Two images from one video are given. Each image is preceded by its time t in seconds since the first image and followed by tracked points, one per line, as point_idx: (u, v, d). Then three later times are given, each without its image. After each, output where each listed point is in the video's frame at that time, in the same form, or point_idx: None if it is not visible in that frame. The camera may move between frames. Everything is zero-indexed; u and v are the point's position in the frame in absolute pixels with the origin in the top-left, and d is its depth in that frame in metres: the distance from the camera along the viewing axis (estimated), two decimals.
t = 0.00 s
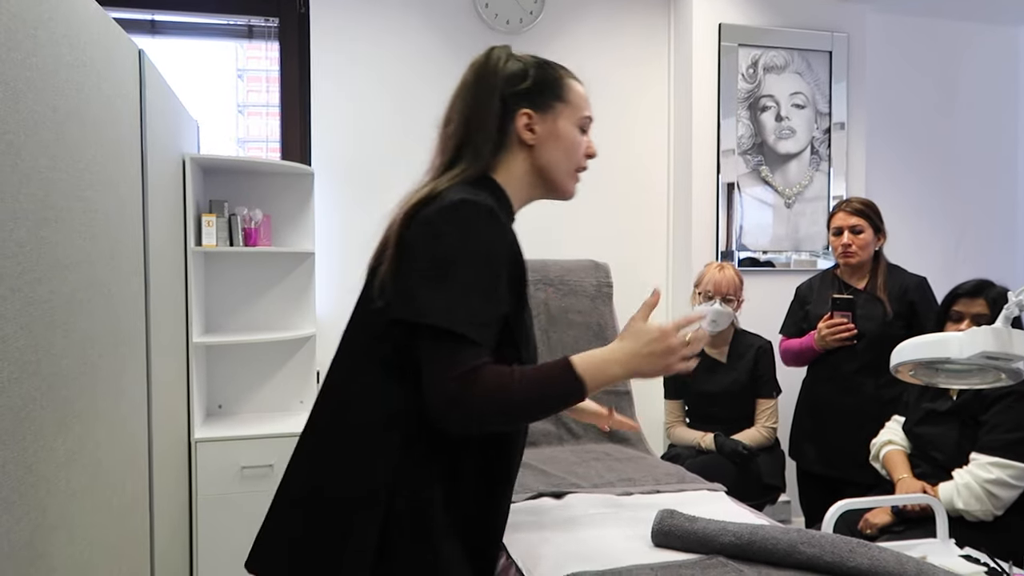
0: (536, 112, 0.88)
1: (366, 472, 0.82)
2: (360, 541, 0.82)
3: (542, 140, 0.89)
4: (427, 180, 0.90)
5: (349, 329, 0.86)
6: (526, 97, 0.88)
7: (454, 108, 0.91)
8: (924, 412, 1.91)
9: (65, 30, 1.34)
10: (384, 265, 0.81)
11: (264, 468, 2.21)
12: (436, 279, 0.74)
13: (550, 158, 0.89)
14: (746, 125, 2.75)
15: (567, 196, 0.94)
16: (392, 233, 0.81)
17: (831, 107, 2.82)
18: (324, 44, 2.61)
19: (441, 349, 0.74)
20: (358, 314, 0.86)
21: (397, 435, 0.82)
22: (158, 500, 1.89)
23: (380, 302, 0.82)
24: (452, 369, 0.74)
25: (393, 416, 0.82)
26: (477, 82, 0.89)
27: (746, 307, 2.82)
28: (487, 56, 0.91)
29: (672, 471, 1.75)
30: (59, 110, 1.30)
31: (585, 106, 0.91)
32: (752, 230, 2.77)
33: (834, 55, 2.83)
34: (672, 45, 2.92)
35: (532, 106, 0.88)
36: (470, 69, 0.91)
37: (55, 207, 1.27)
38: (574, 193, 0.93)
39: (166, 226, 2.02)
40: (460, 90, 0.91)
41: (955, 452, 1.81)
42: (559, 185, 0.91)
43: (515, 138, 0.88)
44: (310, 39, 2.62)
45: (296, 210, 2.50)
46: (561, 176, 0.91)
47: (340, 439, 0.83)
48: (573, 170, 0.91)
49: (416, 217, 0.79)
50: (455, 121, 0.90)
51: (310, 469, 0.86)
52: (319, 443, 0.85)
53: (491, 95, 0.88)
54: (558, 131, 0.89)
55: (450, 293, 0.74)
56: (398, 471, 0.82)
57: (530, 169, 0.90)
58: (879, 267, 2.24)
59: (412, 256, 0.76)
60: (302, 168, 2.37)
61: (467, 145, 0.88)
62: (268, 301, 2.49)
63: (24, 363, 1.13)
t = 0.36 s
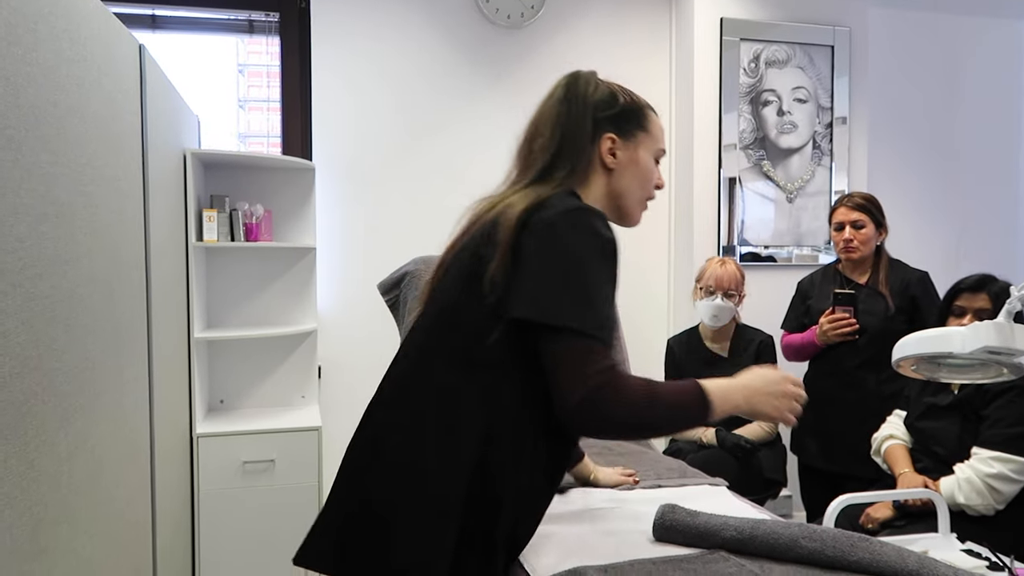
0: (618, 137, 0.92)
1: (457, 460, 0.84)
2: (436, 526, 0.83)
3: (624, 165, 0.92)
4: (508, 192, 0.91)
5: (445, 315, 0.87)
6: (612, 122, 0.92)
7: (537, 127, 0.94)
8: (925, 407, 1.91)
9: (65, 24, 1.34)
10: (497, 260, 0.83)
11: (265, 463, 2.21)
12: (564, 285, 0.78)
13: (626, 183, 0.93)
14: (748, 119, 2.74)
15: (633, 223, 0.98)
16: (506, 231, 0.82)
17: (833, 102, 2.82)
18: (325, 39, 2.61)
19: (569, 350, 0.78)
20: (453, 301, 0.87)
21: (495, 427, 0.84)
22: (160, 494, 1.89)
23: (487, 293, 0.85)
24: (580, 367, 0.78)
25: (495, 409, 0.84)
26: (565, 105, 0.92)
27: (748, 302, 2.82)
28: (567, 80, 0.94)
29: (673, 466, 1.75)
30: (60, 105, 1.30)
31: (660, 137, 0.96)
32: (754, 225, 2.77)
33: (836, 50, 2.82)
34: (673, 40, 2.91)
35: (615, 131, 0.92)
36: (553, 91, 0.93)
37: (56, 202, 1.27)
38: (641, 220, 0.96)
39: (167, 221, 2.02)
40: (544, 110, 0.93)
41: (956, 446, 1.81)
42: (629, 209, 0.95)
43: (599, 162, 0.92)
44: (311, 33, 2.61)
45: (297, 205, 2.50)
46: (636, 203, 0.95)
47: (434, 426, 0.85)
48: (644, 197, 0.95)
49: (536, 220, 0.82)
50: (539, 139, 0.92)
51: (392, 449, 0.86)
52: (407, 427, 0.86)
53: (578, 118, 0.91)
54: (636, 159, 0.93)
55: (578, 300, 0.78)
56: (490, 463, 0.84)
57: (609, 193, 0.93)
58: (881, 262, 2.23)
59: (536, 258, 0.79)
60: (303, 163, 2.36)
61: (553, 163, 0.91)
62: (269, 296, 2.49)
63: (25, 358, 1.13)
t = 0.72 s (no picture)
0: (694, 192, 1.07)
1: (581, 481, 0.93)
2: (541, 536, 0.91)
3: (692, 215, 1.08)
4: (605, 227, 1.02)
5: (568, 337, 0.94)
6: (688, 178, 1.07)
7: (626, 168, 1.05)
8: (928, 404, 1.91)
9: (68, 21, 1.34)
10: (645, 307, 0.93)
11: (269, 459, 2.21)
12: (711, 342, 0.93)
13: (694, 232, 1.09)
14: (751, 116, 2.74)
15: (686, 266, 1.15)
16: (659, 283, 0.92)
17: (837, 98, 2.81)
18: (327, 35, 2.60)
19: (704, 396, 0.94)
20: (586, 329, 0.94)
21: (606, 446, 0.95)
22: (163, 490, 1.89)
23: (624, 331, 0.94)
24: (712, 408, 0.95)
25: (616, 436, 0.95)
26: (655, 154, 1.04)
27: (751, 299, 2.82)
28: (649, 130, 1.07)
29: (677, 463, 1.75)
30: (64, 101, 1.30)
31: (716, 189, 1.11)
32: (757, 222, 2.76)
33: (840, 46, 2.81)
34: (677, 36, 2.90)
35: (691, 186, 1.07)
36: (641, 141, 1.05)
37: (61, 199, 1.27)
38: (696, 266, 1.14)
39: (170, 218, 2.02)
40: (632, 155, 1.05)
41: (959, 443, 1.82)
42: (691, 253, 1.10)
43: (678, 211, 1.06)
44: (313, 30, 2.61)
45: (301, 202, 2.50)
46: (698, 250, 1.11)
47: (564, 449, 0.92)
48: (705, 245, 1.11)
49: (681, 277, 0.94)
50: (631, 181, 1.03)
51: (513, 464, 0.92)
52: (521, 440, 0.92)
53: (667, 168, 1.04)
54: (705, 211, 1.09)
55: (721, 356, 0.93)
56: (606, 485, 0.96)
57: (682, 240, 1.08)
58: (885, 259, 2.23)
59: (686, 315, 0.93)
60: (304, 159, 2.36)
61: (649, 204, 1.02)
62: (272, 293, 2.49)
63: (30, 354, 1.13)
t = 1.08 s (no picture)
0: (729, 222, 1.12)
1: (607, 490, 1.00)
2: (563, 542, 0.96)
3: (724, 248, 1.12)
4: (650, 253, 1.06)
5: (616, 359, 0.99)
6: (724, 209, 1.11)
7: (667, 197, 1.09)
8: (933, 402, 1.91)
9: (73, 21, 1.34)
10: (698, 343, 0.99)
11: (273, 458, 2.22)
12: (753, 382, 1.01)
13: (729, 260, 1.13)
14: (755, 114, 2.73)
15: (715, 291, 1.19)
16: (715, 324, 0.99)
17: (841, 96, 2.80)
18: (331, 34, 2.60)
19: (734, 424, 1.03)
20: (632, 351, 0.99)
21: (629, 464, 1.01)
22: (168, 489, 1.90)
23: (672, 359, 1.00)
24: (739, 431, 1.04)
25: (641, 448, 1.02)
26: (695, 185, 1.08)
27: (755, 297, 2.81)
28: (684, 160, 1.12)
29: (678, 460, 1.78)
30: (68, 100, 1.30)
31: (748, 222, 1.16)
32: (761, 219, 2.76)
33: (845, 44, 2.80)
34: (681, 33, 2.89)
35: (727, 217, 1.11)
36: (678, 170, 1.10)
37: (65, 198, 1.28)
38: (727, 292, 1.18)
39: (174, 217, 2.02)
40: (671, 184, 1.09)
41: (964, 442, 1.81)
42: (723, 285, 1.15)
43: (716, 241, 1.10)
44: (317, 29, 2.61)
45: (305, 200, 2.50)
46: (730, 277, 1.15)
47: (597, 462, 0.98)
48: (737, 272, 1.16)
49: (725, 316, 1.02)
50: (674, 211, 1.07)
51: (550, 469, 0.96)
52: (561, 452, 0.97)
53: (706, 200, 1.08)
54: (738, 240, 1.13)
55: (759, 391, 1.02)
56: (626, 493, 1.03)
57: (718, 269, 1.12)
58: (889, 257, 2.23)
59: (730, 354, 1.02)
60: (307, 157, 2.36)
61: (693, 234, 1.06)
62: (277, 291, 2.49)
63: (35, 353, 1.14)
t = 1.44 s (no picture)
0: (739, 227, 1.11)
1: (610, 491, 1.00)
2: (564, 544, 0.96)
3: (733, 253, 1.12)
4: (659, 257, 1.06)
5: (622, 361, 0.99)
6: (734, 214, 1.11)
7: (677, 202, 1.08)
8: (934, 402, 1.91)
9: (74, 21, 1.35)
10: (706, 349, 0.99)
11: (274, 456, 2.22)
12: (762, 388, 1.01)
13: (737, 265, 1.13)
14: (756, 113, 2.73)
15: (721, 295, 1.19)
16: (724, 332, 0.99)
17: (843, 95, 2.79)
18: (332, 34, 2.60)
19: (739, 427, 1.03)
20: (637, 354, 0.99)
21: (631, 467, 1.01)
22: (169, 487, 1.90)
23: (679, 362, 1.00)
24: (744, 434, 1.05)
25: (645, 449, 1.02)
26: (705, 190, 1.08)
27: (756, 296, 2.81)
28: (694, 164, 1.12)
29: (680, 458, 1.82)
30: (70, 100, 1.30)
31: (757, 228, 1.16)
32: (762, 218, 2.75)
33: (846, 43, 2.80)
34: (682, 32, 2.89)
35: (737, 222, 1.11)
36: (689, 175, 1.10)
37: (66, 198, 1.28)
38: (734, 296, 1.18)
39: (175, 216, 2.03)
40: (681, 189, 1.09)
41: (965, 441, 1.81)
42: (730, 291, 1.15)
43: (724, 245, 1.10)
44: (319, 29, 2.61)
45: (306, 200, 2.50)
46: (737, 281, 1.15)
47: (600, 463, 0.98)
48: (744, 276, 1.15)
49: (733, 322, 1.02)
50: (683, 215, 1.07)
51: (554, 469, 0.96)
52: (562, 455, 0.97)
53: (716, 205, 1.08)
54: (747, 245, 1.13)
55: (767, 397, 1.01)
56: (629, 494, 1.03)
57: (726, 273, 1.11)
58: (890, 256, 2.22)
59: (740, 359, 1.01)
60: (308, 157, 2.36)
61: (702, 238, 1.05)
62: (279, 291, 2.50)
63: (36, 351, 1.14)
